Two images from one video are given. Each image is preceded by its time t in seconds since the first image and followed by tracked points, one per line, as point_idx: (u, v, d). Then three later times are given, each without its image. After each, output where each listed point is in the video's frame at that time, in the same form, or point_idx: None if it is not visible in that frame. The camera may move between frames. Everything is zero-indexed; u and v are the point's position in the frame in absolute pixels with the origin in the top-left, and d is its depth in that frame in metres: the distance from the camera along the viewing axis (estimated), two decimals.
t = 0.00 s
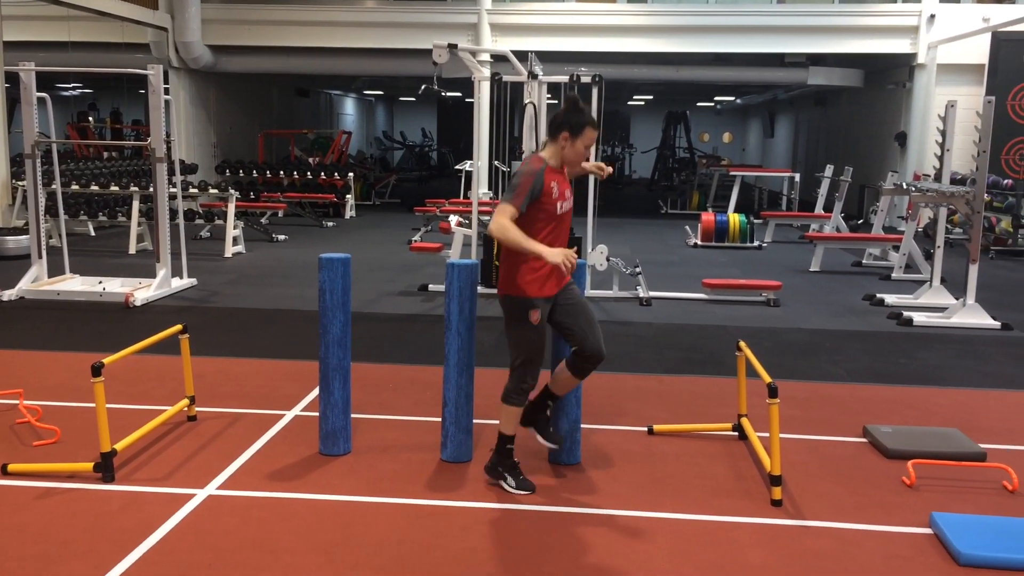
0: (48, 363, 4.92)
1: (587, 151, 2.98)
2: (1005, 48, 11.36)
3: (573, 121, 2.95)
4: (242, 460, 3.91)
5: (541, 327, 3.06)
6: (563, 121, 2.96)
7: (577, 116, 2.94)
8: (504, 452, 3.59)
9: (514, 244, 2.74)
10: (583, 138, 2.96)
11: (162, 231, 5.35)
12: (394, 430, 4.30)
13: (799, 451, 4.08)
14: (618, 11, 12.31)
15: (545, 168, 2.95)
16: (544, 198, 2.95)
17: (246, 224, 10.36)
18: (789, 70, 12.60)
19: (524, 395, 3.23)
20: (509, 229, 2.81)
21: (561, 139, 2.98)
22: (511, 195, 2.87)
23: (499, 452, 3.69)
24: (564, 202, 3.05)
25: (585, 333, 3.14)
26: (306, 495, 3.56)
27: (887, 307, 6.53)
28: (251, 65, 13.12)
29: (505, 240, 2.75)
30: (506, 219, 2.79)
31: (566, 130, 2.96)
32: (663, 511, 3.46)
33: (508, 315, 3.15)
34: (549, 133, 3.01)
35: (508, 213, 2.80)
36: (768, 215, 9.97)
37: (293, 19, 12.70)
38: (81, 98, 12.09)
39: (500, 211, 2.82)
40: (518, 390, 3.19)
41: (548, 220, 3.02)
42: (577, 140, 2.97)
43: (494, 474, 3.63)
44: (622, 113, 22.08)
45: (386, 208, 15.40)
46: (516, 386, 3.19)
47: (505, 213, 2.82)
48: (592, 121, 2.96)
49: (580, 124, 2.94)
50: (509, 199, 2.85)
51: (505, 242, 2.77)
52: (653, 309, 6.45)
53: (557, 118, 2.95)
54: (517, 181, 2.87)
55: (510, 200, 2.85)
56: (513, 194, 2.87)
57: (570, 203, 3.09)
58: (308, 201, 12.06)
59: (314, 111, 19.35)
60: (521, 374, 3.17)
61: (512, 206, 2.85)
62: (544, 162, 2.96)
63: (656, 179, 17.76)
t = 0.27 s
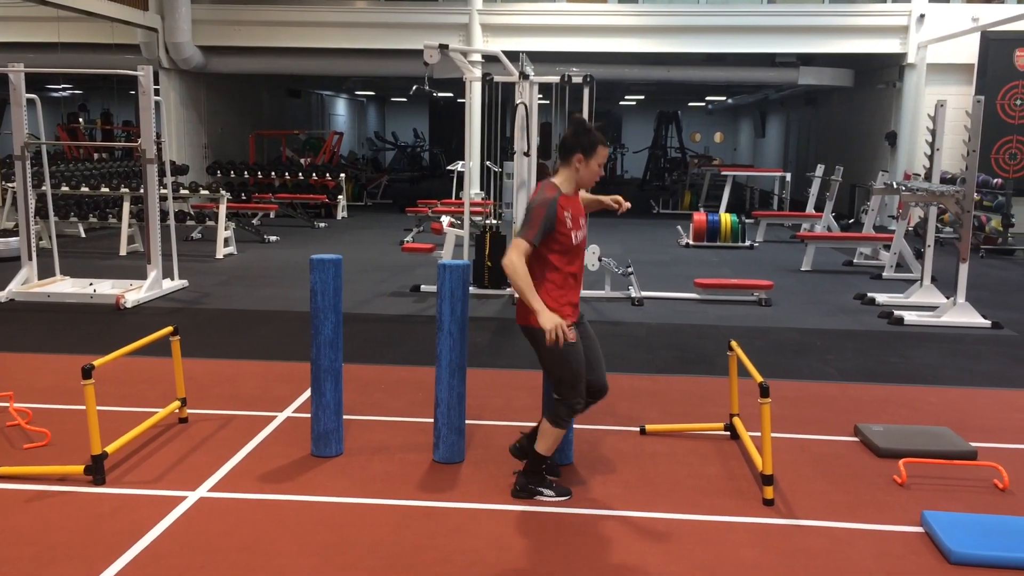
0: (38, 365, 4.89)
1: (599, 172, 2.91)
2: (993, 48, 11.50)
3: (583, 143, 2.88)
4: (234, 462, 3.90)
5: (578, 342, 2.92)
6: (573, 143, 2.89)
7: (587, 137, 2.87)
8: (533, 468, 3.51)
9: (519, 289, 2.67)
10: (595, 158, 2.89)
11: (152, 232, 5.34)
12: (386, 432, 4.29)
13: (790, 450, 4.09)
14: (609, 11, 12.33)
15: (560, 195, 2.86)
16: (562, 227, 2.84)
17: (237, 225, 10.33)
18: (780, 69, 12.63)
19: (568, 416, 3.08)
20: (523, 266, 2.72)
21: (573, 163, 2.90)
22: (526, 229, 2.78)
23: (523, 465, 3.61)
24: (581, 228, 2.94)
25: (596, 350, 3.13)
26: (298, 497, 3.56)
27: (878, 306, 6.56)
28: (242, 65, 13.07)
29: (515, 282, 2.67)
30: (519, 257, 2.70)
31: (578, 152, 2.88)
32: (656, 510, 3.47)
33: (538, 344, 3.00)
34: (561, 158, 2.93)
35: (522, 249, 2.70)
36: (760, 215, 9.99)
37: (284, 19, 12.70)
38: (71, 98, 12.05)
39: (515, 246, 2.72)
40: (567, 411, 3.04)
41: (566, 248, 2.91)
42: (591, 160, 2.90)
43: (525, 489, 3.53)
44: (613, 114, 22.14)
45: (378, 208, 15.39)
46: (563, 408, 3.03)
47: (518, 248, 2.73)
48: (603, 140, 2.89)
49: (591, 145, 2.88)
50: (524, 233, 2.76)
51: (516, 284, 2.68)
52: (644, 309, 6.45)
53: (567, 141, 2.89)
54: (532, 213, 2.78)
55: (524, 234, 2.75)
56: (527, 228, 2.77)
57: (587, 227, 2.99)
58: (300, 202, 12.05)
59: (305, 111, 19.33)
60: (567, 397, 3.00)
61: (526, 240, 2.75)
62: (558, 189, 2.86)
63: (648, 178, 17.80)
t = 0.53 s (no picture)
0: (31, 368, 4.88)
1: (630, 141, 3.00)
2: (986, 51, 11.52)
3: (615, 112, 2.98)
4: (227, 465, 3.89)
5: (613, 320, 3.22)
6: (604, 113, 2.99)
7: (617, 107, 2.97)
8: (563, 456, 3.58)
9: (564, 249, 2.78)
10: (627, 127, 2.97)
11: (146, 234, 5.32)
12: (380, 434, 4.29)
13: (784, 452, 4.09)
14: (603, 13, 12.34)
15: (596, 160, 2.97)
16: (599, 192, 2.96)
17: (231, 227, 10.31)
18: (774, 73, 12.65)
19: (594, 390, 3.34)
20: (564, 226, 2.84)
21: (606, 131, 2.99)
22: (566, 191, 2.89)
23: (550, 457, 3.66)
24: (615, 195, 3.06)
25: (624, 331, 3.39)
26: (292, 500, 3.55)
27: (872, 308, 6.58)
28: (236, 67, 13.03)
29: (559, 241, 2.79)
30: (560, 217, 2.83)
31: (611, 121, 2.98)
32: (649, 512, 3.47)
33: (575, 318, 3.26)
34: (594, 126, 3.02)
35: (562, 210, 2.83)
36: (754, 217, 10.01)
37: (279, 22, 12.69)
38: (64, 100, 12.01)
39: (556, 208, 2.84)
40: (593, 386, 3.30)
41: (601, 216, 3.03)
42: (622, 130, 2.99)
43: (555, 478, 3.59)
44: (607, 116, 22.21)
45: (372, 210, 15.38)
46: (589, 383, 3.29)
47: (559, 209, 2.85)
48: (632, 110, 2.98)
49: (621, 114, 2.97)
50: (565, 195, 2.87)
51: (558, 243, 2.81)
52: (639, 311, 6.46)
53: (599, 111, 2.98)
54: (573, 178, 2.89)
55: (564, 196, 2.87)
56: (567, 191, 2.88)
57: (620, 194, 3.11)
58: (294, 204, 12.03)
59: (299, 113, 19.31)
60: (593, 370, 3.25)
61: (567, 201, 2.87)
62: (595, 156, 2.96)
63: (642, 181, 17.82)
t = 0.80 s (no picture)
0: (25, 371, 4.87)
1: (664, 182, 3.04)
2: (980, 54, 11.55)
3: (650, 154, 3.00)
4: (223, 469, 3.89)
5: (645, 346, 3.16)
6: (640, 154, 3.00)
7: (654, 148, 3.00)
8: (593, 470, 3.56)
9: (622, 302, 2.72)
10: (661, 168, 3.03)
11: (141, 237, 5.32)
12: (375, 438, 4.28)
13: (780, 456, 4.09)
14: (599, 16, 12.37)
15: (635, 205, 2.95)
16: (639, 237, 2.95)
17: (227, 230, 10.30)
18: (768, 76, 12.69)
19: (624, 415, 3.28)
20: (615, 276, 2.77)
21: (641, 173, 3.01)
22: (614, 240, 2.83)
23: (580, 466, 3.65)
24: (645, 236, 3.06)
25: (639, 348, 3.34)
26: (287, 504, 3.54)
27: (867, 312, 6.59)
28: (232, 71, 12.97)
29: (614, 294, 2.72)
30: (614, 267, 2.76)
31: (646, 162, 3.00)
32: (645, 516, 3.47)
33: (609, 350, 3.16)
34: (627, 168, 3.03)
35: (615, 262, 2.77)
36: (750, 220, 10.02)
37: (275, 24, 12.70)
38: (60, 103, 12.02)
39: (609, 258, 2.77)
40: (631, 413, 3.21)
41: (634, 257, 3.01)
42: (656, 170, 3.03)
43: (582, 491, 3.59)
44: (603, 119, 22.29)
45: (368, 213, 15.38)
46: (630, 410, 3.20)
47: (610, 259, 2.78)
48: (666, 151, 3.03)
49: (658, 155, 3.01)
50: (615, 244, 2.81)
51: (614, 295, 2.74)
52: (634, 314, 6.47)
53: (635, 152, 2.99)
54: (621, 225, 2.84)
55: (614, 245, 2.81)
56: (616, 239, 2.82)
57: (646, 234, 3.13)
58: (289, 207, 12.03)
59: (295, 116, 19.32)
60: (637, 398, 3.16)
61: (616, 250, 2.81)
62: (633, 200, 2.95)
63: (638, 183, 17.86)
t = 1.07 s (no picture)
0: (21, 373, 4.86)
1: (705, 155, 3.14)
2: (977, 56, 11.57)
3: (695, 125, 3.11)
4: (219, 471, 3.88)
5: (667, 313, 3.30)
6: (684, 124, 3.11)
7: (699, 120, 3.10)
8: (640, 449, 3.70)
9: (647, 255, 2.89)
10: (703, 141, 3.13)
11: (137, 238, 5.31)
12: (372, 439, 4.27)
13: (777, 457, 4.09)
14: (596, 18, 12.37)
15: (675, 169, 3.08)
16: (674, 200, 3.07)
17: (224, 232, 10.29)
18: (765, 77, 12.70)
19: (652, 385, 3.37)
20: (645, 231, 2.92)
21: (683, 142, 3.12)
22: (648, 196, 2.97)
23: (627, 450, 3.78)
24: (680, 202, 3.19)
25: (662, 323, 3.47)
26: (283, 506, 3.54)
27: (864, 313, 6.59)
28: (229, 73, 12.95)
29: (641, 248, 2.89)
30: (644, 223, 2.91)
31: (689, 132, 3.11)
32: (642, 518, 3.46)
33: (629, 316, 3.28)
34: (671, 134, 3.14)
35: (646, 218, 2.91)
36: (747, 222, 10.03)
37: (271, 26, 12.70)
38: (57, 105, 12.01)
39: (641, 213, 2.92)
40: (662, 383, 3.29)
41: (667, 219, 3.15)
42: (697, 142, 3.14)
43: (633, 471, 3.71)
44: (599, 121, 22.33)
45: (365, 215, 15.38)
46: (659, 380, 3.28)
47: (642, 215, 2.93)
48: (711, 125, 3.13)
49: (701, 128, 3.11)
50: (649, 200, 2.94)
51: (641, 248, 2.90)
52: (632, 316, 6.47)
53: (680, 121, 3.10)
54: (659, 184, 2.95)
55: (647, 201, 2.94)
56: (650, 196, 2.95)
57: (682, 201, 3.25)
58: (286, 209, 12.03)
59: (292, 118, 19.31)
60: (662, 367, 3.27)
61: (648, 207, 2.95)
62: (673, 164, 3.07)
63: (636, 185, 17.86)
